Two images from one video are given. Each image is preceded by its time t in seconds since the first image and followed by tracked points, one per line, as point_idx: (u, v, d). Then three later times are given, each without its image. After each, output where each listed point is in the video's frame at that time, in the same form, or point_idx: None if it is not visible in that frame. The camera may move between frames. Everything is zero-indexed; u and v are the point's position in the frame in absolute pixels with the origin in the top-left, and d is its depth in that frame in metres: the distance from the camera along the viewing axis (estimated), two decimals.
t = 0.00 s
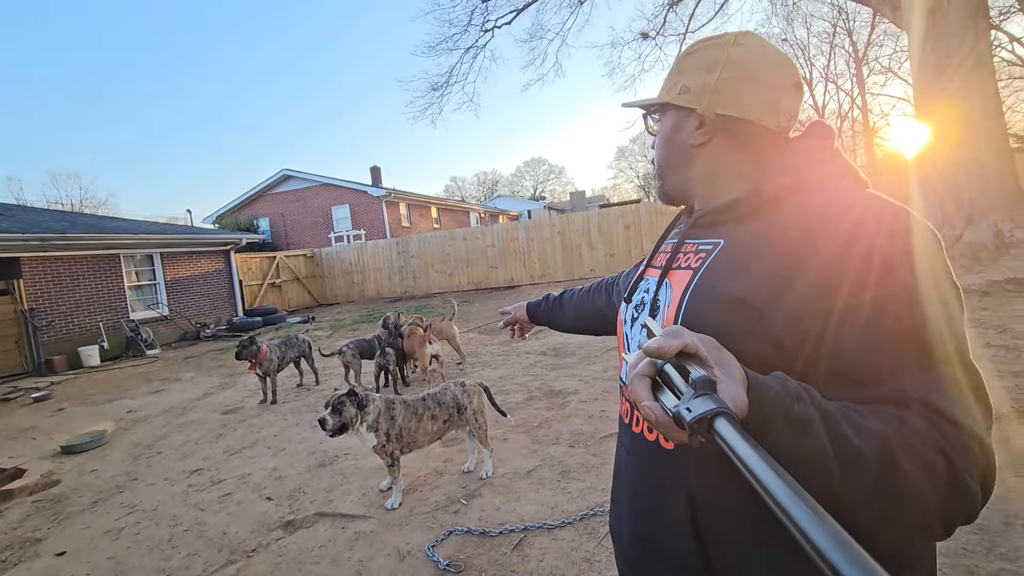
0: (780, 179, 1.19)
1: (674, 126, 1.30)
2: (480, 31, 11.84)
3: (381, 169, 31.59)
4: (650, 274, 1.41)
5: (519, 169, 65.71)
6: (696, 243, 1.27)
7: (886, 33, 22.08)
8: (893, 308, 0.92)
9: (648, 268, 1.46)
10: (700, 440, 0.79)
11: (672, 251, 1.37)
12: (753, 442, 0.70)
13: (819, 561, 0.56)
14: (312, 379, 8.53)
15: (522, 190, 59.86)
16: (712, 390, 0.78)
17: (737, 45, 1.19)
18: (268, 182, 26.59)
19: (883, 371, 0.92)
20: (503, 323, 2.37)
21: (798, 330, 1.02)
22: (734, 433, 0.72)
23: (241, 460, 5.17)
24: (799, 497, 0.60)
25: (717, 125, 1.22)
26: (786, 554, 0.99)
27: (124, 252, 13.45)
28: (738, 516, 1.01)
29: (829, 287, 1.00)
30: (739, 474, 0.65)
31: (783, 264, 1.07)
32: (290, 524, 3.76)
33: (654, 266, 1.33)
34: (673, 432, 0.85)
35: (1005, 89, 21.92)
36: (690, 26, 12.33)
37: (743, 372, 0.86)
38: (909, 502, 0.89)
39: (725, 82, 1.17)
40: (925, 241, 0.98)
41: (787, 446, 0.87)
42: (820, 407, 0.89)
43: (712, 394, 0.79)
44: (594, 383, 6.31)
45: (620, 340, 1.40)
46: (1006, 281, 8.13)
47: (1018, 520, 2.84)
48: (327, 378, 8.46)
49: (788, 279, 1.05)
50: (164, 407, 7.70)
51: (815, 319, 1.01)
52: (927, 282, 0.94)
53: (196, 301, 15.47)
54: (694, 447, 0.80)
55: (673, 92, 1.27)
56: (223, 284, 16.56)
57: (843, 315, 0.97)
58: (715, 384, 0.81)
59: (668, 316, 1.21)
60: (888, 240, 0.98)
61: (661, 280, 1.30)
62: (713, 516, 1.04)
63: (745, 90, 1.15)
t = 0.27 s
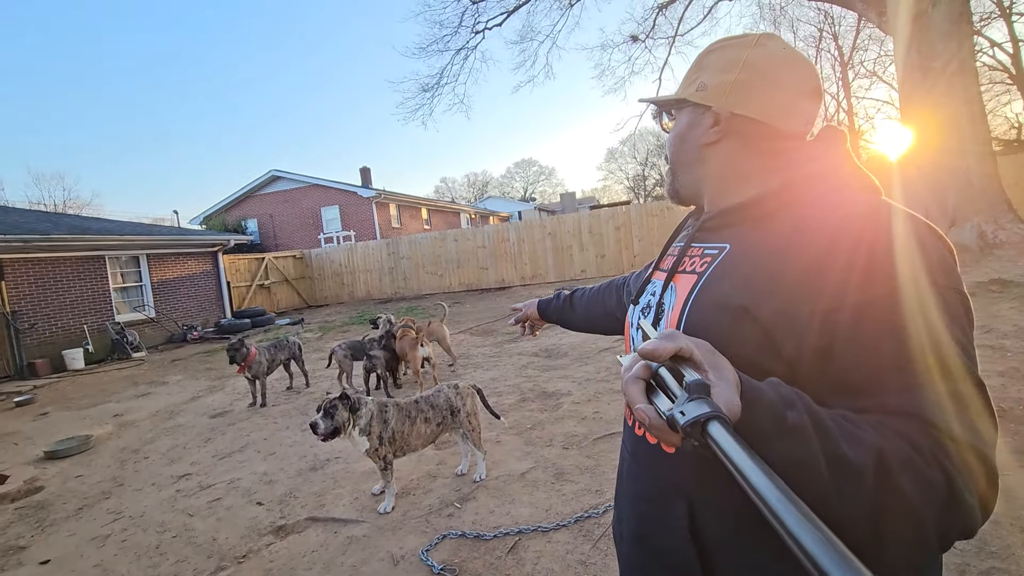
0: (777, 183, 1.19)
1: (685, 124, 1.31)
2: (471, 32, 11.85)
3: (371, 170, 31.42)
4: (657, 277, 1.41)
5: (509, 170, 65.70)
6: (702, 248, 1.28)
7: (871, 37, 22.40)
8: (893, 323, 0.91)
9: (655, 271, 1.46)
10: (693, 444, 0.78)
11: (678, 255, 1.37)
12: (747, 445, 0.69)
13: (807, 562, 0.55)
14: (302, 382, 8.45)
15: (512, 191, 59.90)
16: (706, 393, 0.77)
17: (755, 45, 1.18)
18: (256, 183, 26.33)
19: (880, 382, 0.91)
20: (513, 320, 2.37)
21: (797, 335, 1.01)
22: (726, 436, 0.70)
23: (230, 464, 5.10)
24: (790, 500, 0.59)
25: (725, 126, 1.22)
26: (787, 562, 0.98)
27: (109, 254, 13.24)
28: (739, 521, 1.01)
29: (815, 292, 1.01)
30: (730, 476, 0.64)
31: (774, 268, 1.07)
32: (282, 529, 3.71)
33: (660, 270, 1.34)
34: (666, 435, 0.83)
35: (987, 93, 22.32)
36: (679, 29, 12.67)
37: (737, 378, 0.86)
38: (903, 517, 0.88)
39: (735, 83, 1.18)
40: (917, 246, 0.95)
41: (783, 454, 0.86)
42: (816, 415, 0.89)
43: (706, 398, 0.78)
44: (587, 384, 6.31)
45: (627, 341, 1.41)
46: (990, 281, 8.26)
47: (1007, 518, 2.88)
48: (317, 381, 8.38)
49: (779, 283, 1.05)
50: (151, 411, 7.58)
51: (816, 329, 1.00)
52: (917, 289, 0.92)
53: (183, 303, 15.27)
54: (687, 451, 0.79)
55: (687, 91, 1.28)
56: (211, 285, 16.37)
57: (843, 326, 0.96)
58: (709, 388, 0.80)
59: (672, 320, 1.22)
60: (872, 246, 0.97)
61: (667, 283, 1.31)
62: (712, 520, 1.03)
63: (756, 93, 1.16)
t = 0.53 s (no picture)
0: (778, 183, 1.21)
1: (688, 120, 1.32)
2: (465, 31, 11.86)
3: (364, 170, 31.29)
4: (659, 272, 1.42)
5: (502, 170, 65.65)
6: (704, 243, 1.29)
7: (861, 39, 22.64)
8: (888, 320, 0.93)
9: (656, 267, 1.47)
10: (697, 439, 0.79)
11: (680, 251, 1.39)
12: (750, 439, 0.70)
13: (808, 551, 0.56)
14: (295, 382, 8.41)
15: (504, 190, 59.86)
16: (708, 387, 0.79)
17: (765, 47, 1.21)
18: (247, 182, 26.14)
19: (877, 382, 0.93)
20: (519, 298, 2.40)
21: (803, 334, 1.03)
22: (729, 431, 0.72)
23: (221, 465, 5.07)
24: (792, 491, 0.61)
25: (728, 125, 1.25)
26: (788, 556, 1.00)
27: (98, 253, 13.10)
28: (739, 516, 1.02)
29: (812, 289, 1.03)
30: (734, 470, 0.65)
31: (772, 265, 1.09)
32: (275, 529, 3.70)
33: (662, 265, 1.35)
34: (668, 430, 0.86)
35: (973, 96, 22.61)
36: (672, 29, 12.63)
37: (740, 372, 0.89)
38: (901, 513, 0.90)
39: (743, 81, 1.20)
40: (913, 247, 0.97)
41: (788, 451, 0.91)
42: (818, 413, 0.92)
43: (709, 393, 0.80)
44: (580, 383, 6.33)
45: (629, 336, 1.42)
46: (977, 282, 8.37)
47: (993, 515, 2.93)
48: (310, 381, 8.34)
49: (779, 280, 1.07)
50: (141, 411, 7.51)
51: (813, 326, 1.02)
52: (913, 289, 0.94)
53: (173, 303, 15.13)
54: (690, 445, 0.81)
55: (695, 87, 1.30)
56: (201, 285, 16.23)
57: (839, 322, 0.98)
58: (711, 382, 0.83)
59: (673, 314, 1.23)
60: (868, 247, 1.00)
61: (668, 278, 1.33)
62: (712, 516, 1.05)
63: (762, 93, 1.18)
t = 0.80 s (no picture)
0: (778, 184, 1.22)
1: (689, 124, 1.34)
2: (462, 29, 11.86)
3: (361, 167, 31.22)
4: (653, 274, 1.42)
5: (499, 168, 65.61)
6: (700, 247, 1.30)
7: (857, 39, 22.74)
8: (888, 320, 0.96)
9: (651, 268, 1.46)
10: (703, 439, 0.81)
11: (676, 253, 1.39)
12: (756, 440, 0.72)
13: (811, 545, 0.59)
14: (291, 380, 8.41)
15: (502, 188, 59.80)
16: (714, 390, 0.81)
17: (770, 55, 1.24)
18: (243, 179, 26.06)
19: (878, 383, 0.95)
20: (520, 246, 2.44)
21: (805, 336, 1.05)
22: (736, 433, 0.74)
23: (217, 464, 5.07)
24: (799, 491, 0.63)
25: (730, 129, 1.26)
26: (784, 556, 1.02)
27: (93, 250, 13.04)
28: (732, 519, 1.04)
29: (814, 291, 1.05)
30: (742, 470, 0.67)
31: (773, 267, 1.12)
32: (271, 528, 3.71)
33: (657, 267, 1.35)
34: (673, 431, 0.88)
35: (968, 96, 22.73)
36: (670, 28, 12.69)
37: (745, 374, 0.91)
38: (905, 514, 0.92)
39: (747, 88, 1.22)
40: (913, 247, 0.99)
41: (794, 448, 0.92)
42: (822, 413, 0.93)
43: (715, 395, 0.81)
44: (576, 383, 6.36)
45: (623, 338, 1.43)
46: (970, 282, 8.42)
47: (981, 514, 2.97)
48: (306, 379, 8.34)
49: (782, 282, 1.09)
50: (136, 410, 7.51)
51: (813, 327, 1.04)
52: (914, 289, 0.96)
53: (168, 300, 15.09)
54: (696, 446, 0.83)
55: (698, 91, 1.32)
56: (197, 283, 16.19)
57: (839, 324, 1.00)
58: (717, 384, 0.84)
59: (671, 316, 1.24)
60: (871, 246, 1.02)
61: (665, 281, 1.33)
62: (707, 518, 1.06)
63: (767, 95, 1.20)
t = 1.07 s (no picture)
0: (772, 191, 1.25)
1: (683, 133, 1.35)
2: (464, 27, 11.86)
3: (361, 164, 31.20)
4: (639, 278, 1.42)
5: (499, 166, 65.55)
6: (688, 253, 1.31)
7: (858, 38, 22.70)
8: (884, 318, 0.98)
9: (635, 273, 1.46)
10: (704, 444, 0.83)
11: (661, 259, 1.39)
12: (757, 444, 0.74)
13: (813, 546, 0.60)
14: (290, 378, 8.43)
15: (501, 186, 59.70)
16: (715, 397, 0.83)
17: (766, 74, 1.29)
18: (243, 175, 26.03)
19: (873, 387, 0.98)
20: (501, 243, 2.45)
21: (804, 340, 1.06)
22: (738, 438, 0.76)
23: (216, 462, 5.09)
24: (797, 495, 0.65)
25: (729, 140, 1.29)
26: (771, 560, 1.04)
27: (92, 247, 13.05)
28: (717, 524, 1.06)
29: (813, 293, 1.06)
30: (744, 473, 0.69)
31: (769, 270, 1.12)
32: (269, 526, 3.74)
33: (644, 273, 1.35)
34: (676, 436, 0.89)
35: (969, 95, 22.71)
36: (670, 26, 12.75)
37: (746, 379, 0.93)
38: (900, 515, 0.94)
39: (743, 99, 1.29)
40: (904, 253, 1.05)
41: (792, 453, 0.91)
42: (823, 418, 0.93)
43: (715, 401, 0.84)
44: (574, 382, 6.38)
45: (607, 343, 1.42)
46: (967, 283, 8.44)
47: (971, 515, 3.00)
48: (305, 377, 8.36)
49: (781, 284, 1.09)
50: (135, 407, 7.53)
51: (809, 329, 1.05)
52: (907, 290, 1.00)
53: (168, 297, 15.09)
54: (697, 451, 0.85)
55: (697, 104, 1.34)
56: (196, 280, 16.19)
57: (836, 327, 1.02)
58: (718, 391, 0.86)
59: (660, 321, 1.23)
60: (869, 249, 1.05)
61: (652, 286, 1.32)
62: (693, 524, 1.08)
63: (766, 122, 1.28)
